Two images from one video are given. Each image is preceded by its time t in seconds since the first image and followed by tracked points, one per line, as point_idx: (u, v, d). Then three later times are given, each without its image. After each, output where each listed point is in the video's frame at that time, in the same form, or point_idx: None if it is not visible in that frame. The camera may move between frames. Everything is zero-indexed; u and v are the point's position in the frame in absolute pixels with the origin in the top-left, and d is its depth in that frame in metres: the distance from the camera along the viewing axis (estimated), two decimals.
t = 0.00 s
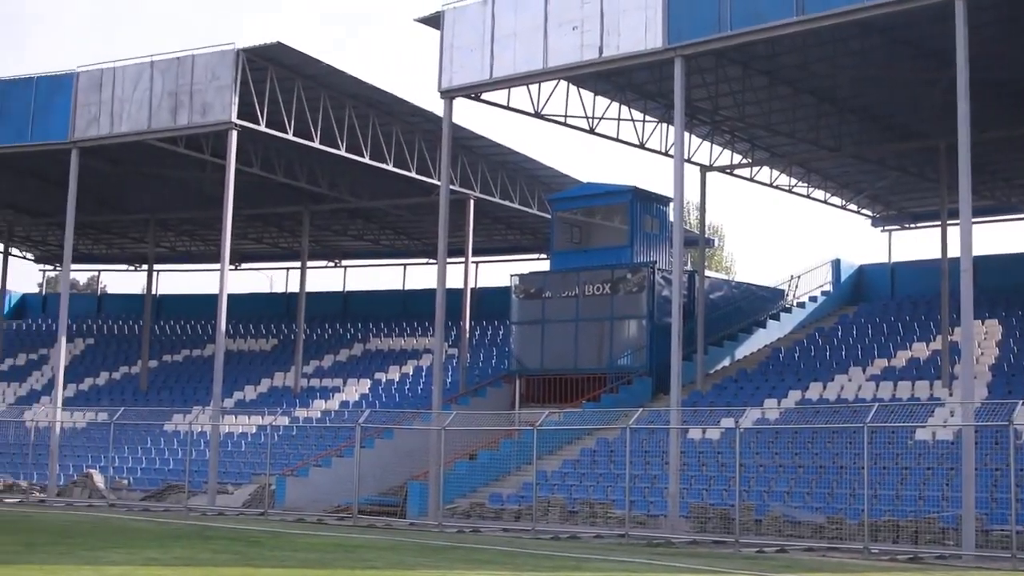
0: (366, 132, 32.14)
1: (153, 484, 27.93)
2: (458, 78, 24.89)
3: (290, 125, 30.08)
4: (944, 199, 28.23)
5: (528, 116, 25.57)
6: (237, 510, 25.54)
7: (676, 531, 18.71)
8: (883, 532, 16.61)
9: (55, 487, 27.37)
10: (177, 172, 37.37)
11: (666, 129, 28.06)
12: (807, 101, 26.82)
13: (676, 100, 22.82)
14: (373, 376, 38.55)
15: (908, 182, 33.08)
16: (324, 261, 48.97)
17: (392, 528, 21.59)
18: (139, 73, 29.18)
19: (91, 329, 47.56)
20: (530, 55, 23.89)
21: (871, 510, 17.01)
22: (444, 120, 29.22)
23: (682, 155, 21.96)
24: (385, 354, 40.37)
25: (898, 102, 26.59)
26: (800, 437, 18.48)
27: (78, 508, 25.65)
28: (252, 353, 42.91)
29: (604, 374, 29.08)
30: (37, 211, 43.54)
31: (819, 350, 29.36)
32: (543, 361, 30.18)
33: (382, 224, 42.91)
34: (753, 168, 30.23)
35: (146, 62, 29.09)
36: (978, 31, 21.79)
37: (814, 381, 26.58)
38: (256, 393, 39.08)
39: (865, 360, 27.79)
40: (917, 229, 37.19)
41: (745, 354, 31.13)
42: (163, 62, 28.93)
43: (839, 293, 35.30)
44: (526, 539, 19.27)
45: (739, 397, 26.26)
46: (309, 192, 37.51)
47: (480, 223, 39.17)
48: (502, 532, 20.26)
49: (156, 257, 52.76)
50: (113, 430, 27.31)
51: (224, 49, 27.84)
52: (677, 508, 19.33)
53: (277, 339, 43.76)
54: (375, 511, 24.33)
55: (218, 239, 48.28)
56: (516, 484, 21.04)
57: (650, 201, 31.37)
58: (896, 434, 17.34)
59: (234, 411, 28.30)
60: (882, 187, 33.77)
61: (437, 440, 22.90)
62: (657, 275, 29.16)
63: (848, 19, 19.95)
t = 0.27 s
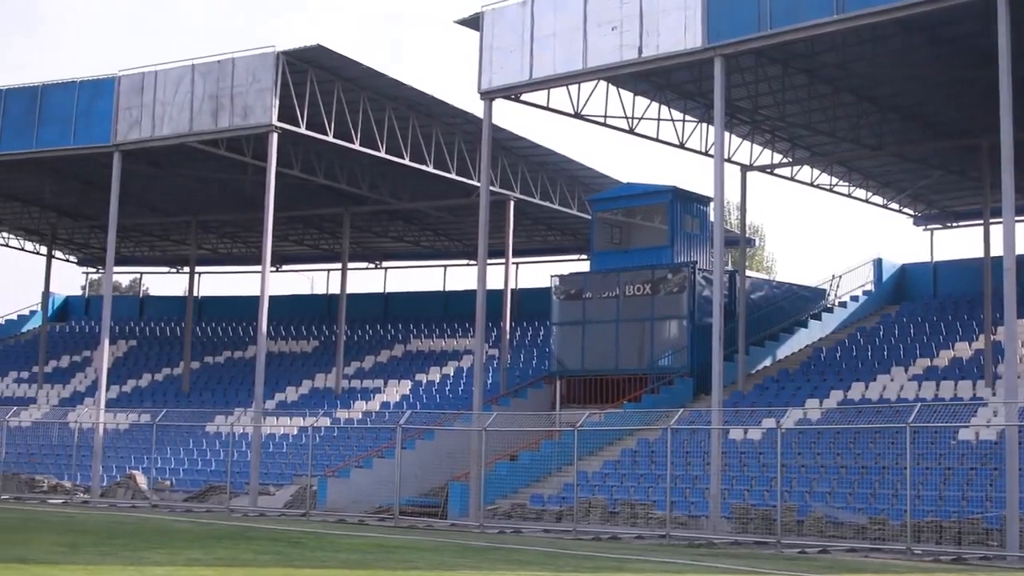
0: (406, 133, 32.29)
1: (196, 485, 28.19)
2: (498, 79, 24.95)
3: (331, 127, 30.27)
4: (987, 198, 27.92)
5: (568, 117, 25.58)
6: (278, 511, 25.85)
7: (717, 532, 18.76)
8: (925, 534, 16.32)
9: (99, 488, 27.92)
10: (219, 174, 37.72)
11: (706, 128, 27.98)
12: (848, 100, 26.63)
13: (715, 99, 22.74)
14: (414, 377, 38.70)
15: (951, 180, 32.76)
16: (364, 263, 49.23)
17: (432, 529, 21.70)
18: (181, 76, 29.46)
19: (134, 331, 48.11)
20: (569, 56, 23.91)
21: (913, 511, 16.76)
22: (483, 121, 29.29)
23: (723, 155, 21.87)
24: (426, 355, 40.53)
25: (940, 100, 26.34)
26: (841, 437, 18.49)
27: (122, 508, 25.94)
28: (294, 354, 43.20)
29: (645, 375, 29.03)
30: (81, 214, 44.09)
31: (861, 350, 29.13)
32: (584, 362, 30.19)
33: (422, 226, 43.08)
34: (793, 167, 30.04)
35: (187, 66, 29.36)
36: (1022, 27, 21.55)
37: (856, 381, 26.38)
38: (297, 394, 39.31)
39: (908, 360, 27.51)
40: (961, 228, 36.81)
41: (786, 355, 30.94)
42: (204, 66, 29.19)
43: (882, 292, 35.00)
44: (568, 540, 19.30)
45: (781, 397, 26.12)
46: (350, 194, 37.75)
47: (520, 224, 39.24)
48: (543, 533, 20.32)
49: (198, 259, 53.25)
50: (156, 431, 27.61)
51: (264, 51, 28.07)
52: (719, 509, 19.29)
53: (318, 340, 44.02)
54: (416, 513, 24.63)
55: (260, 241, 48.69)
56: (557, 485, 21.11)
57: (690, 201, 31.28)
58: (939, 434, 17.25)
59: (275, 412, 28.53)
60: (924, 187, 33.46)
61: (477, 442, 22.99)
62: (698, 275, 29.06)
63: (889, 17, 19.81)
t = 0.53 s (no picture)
0: (449, 135, 32.43)
1: (241, 486, 28.48)
2: (540, 80, 25.00)
3: (374, 129, 30.47)
4: None
5: (610, 117, 25.58)
6: (323, 511, 26.02)
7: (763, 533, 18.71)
8: (972, 534, 16.31)
9: (146, 489, 28.38)
10: (263, 177, 38.10)
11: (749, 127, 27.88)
12: (893, 98, 26.40)
13: (759, 99, 22.66)
14: (458, 378, 38.83)
15: (998, 178, 32.38)
16: (408, 264, 49.45)
17: (477, 530, 21.79)
18: (225, 79, 29.76)
19: (180, 333, 48.68)
20: (612, 56, 23.91)
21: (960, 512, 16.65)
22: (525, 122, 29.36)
23: (767, 154, 21.77)
24: (470, 356, 40.67)
25: (987, 97, 26.05)
26: (887, 437, 18.40)
27: (169, 510, 26.28)
28: (339, 356, 43.49)
29: (689, 375, 28.96)
30: (127, 217, 44.66)
31: (908, 350, 28.86)
32: (628, 362, 30.16)
33: (466, 227, 43.22)
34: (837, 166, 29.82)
35: (231, 69, 29.68)
36: None
37: (902, 381, 26.15)
38: (342, 395, 39.56)
39: (954, 360, 27.21)
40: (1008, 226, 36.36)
41: (831, 355, 30.70)
42: (247, 69, 29.47)
43: (928, 291, 34.65)
44: (613, 541, 19.32)
45: (827, 397, 25.95)
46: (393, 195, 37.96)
47: (563, 224, 39.28)
48: (588, 534, 20.35)
49: (243, 261, 53.76)
50: (202, 433, 27.94)
51: (308, 54, 28.33)
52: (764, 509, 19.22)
53: (363, 342, 44.28)
54: (461, 512, 24.83)
55: (304, 243, 49.07)
56: (602, 486, 21.17)
57: (734, 201, 31.16)
58: (987, 433, 17.11)
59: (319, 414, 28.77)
60: (970, 185, 33.09)
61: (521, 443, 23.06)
62: (742, 275, 28.96)
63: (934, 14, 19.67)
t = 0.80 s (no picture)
0: (485, 136, 32.51)
1: (278, 487, 28.70)
2: (576, 80, 25.01)
3: (410, 130, 30.62)
4: None
5: (647, 117, 25.54)
6: (361, 512, 26.16)
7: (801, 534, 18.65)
8: (1013, 534, 16.16)
9: (185, 490, 28.69)
10: (300, 179, 38.36)
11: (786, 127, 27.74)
12: (930, 96, 26.21)
13: (796, 98, 22.56)
14: (495, 378, 38.92)
15: None
16: (444, 265, 49.61)
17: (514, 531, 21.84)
18: (261, 82, 29.98)
19: (218, 335, 49.09)
20: (648, 55, 23.89)
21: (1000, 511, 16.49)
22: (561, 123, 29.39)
23: (804, 154, 21.67)
24: (507, 357, 40.74)
25: None
26: (926, 437, 18.26)
27: (207, 510, 26.53)
28: (375, 357, 43.70)
29: (726, 376, 28.88)
30: (165, 219, 45.15)
31: (946, 349, 28.61)
32: (665, 363, 30.10)
33: (502, 228, 43.28)
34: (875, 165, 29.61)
35: (268, 71, 29.89)
36: None
37: (941, 381, 25.93)
38: (379, 396, 39.75)
39: (995, 359, 26.94)
40: None
41: (869, 355, 30.47)
42: (284, 71, 29.68)
43: (967, 291, 34.35)
44: (650, 541, 19.28)
45: (864, 397, 25.81)
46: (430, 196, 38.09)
47: (599, 225, 39.28)
48: (625, 534, 20.36)
49: (280, 263, 54.13)
50: (240, 435, 28.17)
51: (344, 56, 28.49)
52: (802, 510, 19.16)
53: (400, 343, 44.47)
54: (498, 513, 24.89)
55: (341, 244, 49.34)
56: (639, 488, 21.24)
57: (770, 200, 31.02)
58: None
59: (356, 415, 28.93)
60: (1009, 183, 32.78)
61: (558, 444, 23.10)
62: (779, 275, 28.84)
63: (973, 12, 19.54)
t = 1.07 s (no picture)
0: (528, 137, 32.59)
1: (323, 488, 28.93)
2: (618, 80, 25.00)
3: (453, 132, 30.75)
4: None
5: (689, 117, 25.49)
6: (407, 513, 26.30)
7: (846, 535, 18.47)
8: None
9: (230, 491, 29.00)
10: (343, 181, 38.64)
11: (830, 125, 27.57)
12: (975, 94, 25.95)
13: (839, 96, 22.43)
14: (539, 379, 38.97)
15: None
16: (487, 266, 49.74)
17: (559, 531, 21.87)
18: (304, 85, 30.23)
19: (262, 337, 49.54)
20: (690, 55, 23.84)
21: None
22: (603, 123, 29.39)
23: (847, 152, 21.53)
24: (550, 358, 40.77)
25: None
26: (972, 437, 18.05)
27: (253, 511, 26.80)
28: (419, 358, 43.91)
29: (770, 376, 28.75)
30: (209, 222, 45.67)
31: (993, 349, 28.28)
32: (709, 363, 30.00)
33: (545, 228, 43.31)
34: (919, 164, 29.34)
35: (310, 74, 30.13)
36: None
37: (988, 380, 25.64)
38: (422, 398, 39.94)
39: None
40: None
41: (914, 354, 30.19)
42: (327, 74, 29.91)
43: (1014, 289, 33.94)
44: (695, 542, 19.18)
45: (910, 398, 25.60)
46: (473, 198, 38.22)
47: (642, 225, 39.21)
48: (669, 535, 20.29)
49: (323, 265, 54.49)
50: (284, 436, 28.42)
51: (386, 59, 28.68)
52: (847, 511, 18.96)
53: (443, 344, 44.64)
54: (542, 514, 24.89)
55: (383, 246, 49.63)
56: (684, 488, 21.18)
57: (813, 200, 30.83)
58: None
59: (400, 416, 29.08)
60: None
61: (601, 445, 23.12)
62: (823, 275, 28.65)
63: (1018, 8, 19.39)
